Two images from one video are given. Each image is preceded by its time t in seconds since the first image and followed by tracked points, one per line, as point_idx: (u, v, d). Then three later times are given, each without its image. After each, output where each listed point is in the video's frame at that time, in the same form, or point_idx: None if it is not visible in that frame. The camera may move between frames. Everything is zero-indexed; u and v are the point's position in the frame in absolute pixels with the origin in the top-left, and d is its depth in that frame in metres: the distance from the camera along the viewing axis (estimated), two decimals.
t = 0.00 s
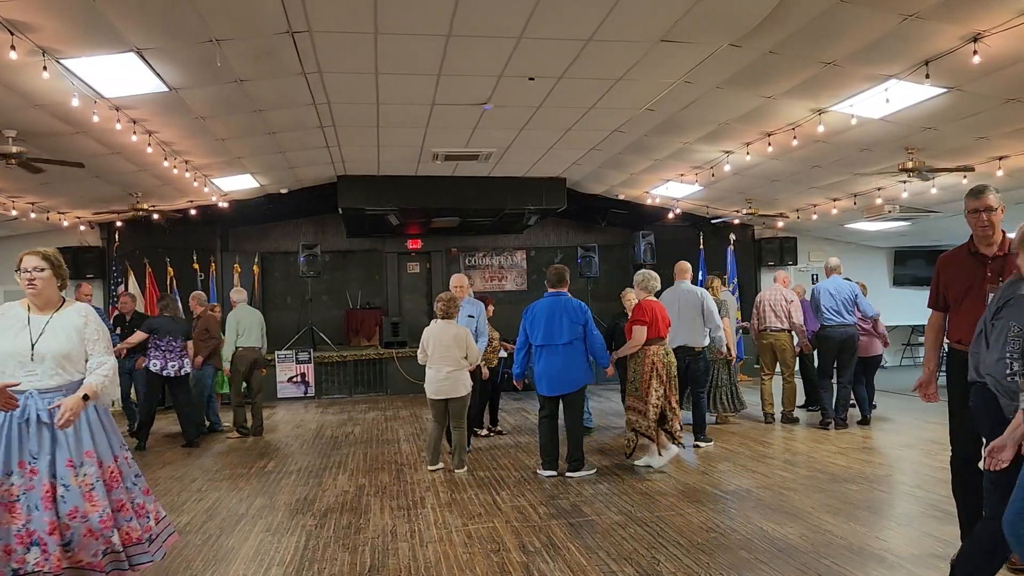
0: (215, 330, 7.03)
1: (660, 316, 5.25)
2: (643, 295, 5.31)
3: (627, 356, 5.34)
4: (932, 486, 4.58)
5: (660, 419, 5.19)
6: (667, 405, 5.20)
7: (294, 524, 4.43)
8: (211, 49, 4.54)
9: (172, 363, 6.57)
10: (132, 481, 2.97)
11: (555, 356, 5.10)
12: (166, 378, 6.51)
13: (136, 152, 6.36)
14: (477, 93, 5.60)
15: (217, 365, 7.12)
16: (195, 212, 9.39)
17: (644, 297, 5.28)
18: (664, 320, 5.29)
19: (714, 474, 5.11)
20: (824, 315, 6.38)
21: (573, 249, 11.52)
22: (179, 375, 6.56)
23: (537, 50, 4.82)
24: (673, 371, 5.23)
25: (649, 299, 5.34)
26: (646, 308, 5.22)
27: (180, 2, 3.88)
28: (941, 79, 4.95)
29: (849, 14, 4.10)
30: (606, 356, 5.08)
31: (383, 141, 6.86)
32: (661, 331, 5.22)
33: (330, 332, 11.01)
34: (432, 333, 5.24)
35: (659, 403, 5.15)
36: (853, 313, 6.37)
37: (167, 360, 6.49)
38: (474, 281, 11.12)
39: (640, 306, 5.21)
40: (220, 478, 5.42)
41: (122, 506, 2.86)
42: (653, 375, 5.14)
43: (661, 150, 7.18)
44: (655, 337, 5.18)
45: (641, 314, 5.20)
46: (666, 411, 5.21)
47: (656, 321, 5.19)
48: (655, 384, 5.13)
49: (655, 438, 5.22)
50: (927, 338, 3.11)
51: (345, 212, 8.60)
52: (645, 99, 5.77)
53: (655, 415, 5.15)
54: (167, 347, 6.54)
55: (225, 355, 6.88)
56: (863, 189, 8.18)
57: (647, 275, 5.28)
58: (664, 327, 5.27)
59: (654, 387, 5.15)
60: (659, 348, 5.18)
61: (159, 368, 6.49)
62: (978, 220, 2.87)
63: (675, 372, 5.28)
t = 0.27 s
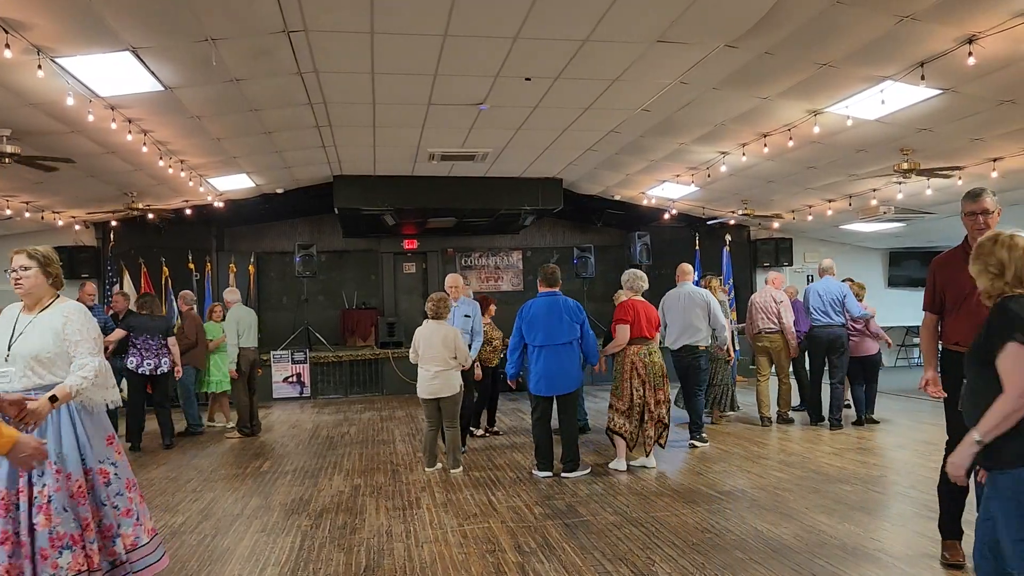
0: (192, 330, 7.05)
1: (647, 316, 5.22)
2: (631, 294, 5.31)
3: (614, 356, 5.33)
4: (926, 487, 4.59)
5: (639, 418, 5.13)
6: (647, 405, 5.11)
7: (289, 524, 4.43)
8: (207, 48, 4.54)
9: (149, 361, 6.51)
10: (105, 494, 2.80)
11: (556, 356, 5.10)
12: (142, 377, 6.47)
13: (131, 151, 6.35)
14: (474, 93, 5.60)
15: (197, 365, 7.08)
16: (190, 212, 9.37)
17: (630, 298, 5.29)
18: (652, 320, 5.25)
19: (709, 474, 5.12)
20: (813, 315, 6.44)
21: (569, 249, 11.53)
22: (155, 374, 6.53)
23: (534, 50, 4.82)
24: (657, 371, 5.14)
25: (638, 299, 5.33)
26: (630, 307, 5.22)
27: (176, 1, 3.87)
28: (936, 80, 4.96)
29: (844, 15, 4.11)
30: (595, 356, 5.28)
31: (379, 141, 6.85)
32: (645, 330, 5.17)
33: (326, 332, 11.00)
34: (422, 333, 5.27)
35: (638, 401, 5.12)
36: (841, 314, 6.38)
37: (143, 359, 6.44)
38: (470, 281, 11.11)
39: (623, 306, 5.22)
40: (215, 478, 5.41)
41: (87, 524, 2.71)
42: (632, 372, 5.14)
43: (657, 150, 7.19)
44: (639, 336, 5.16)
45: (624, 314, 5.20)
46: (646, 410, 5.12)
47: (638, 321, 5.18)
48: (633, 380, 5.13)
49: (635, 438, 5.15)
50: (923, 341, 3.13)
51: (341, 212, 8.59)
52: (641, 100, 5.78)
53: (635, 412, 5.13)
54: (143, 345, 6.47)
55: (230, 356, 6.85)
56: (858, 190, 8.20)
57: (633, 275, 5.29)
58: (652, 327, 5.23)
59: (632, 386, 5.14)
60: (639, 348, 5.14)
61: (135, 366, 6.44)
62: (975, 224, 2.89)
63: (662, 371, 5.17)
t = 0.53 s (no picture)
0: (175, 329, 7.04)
1: (631, 315, 5.20)
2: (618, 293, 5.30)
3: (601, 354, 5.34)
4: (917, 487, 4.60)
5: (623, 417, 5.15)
6: (630, 403, 5.13)
7: (282, 524, 4.42)
8: (200, 47, 4.52)
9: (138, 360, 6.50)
10: (90, 497, 2.90)
11: (549, 359, 5.08)
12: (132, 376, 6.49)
13: (123, 149, 6.32)
14: (468, 92, 5.59)
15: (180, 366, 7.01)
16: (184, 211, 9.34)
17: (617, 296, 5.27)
18: (638, 319, 5.23)
19: (702, 474, 5.12)
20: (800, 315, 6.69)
21: (563, 249, 11.53)
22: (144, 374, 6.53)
23: (529, 50, 4.82)
24: (640, 370, 5.12)
25: (624, 298, 5.33)
26: (614, 307, 5.20)
27: None
28: (930, 82, 4.98)
29: (837, 16, 4.11)
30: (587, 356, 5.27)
31: (373, 140, 6.84)
32: (628, 330, 5.16)
33: (319, 331, 10.98)
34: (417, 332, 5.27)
35: (616, 399, 5.14)
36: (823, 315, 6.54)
37: (132, 357, 6.44)
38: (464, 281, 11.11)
39: (608, 305, 5.21)
40: (207, 478, 5.40)
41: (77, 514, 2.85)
42: (613, 371, 5.16)
43: (651, 151, 7.20)
44: (623, 336, 5.16)
45: (607, 313, 5.21)
46: (630, 408, 5.14)
47: (621, 320, 5.18)
48: (614, 379, 5.15)
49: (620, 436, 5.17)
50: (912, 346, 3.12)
51: (334, 211, 8.57)
52: (635, 100, 5.78)
53: (614, 411, 5.16)
54: (133, 344, 6.45)
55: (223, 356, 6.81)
56: (851, 191, 8.22)
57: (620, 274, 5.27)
58: (638, 326, 5.22)
59: (616, 384, 5.14)
60: (623, 347, 5.14)
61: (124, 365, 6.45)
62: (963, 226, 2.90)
63: (645, 370, 5.15)
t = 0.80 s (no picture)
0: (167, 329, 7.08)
1: (618, 315, 5.19)
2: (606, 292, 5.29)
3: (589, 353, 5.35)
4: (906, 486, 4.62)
5: (611, 417, 5.16)
6: (619, 403, 5.14)
7: (274, 524, 4.40)
8: (192, 45, 4.50)
9: (131, 358, 6.49)
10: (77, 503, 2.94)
11: (539, 359, 5.10)
12: (123, 374, 6.45)
13: (114, 147, 6.29)
14: (461, 91, 5.58)
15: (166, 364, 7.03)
16: (175, 209, 9.31)
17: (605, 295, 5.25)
18: (626, 318, 5.22)
19: (694, 474, 5.13)
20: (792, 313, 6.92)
21: (556, 249, 11.54)
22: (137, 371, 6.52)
23: (522, 49, 4.81)
24: (627, 369, 5.13)
25: (612, 298, 5.31)
26: (601, 307, 5.19)
27: None
28: (921, 83, 5.00)
29: (830, 17, 4.12)
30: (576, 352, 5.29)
31: (366, 139, 6.82)
32: (615, 330, 5.16)
33: (311, 331, 10.95)
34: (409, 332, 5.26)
35: (604, 399, 5.15)
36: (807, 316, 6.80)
37: (125, 356, 6.42)
38: (457, 280, 11.10)
39: (594, 305, 5.20)
40: (197, 478, 5.37)
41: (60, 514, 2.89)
42: (600, 371, 5.17)
43: (644, 151, 7.20)
44: (610, 335, 5.17)
45: (594, 312, 5.20)
46: (619, 408, 5.15)
47: (608, 319, 5.17)
48: (601, 379, 5.16)
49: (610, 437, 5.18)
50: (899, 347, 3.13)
51: (327, 210, 8.55)
52: (628, 100, 5.79)
53: (602, 411, 5.17)
54: (126, 342, 6.43)
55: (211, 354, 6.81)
56: (843, 192, 8.25)
57: (609, 274, 5.25)
58: (625, 326, 5.21)
59: (604, 384, 5.15)
60: (610, 346, 5.14)
61: (116, 363, 6.41)
62: (935, 229, 2.92)
63: (632, 369, 5.16)
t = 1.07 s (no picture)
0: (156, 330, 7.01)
1: (608, 314, 5.21)
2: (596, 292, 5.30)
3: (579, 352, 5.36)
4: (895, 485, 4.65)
5: (600, 416, 5.17)
6: (607, 404, 5.15)
7: (264, 523, 4.38)
8: (183, 42, 4.48)
9: (123, 357, 6.45)
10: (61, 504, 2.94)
11: (528, 356, 5.10)
12: (116, 372, 6.42)
13: (104, 145, 6.25)
14: (453, 90, 5.57)
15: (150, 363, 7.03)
16: (166, 207, 9.26)
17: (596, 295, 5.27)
18: (615, 317, 5.22)
19: (685, 473, 5.15)
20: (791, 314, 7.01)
21: (548, 248, 11.54)
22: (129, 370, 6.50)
23: (514, 48, 4.81)
24: (617, 368, 5.13)
25: (602, 297, 5.32)
26: (590, 306, 5.21)
27: None
28: (912, 84, 5.02)
29: (821, 18, 4.14)
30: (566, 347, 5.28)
31: (358, 137, 6.81)
32: (605, 329, 5.17)
33: (303, 330, 10.92)
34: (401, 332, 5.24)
35: (596, 400, 5.15)
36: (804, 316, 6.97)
37: (118, 355, 6.38)
38: (449, 280, 11.10)
39: (584, 305, 5.22)
40: (187, 477, 5.35)
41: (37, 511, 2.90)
42: (590, 371, 5.17)
43: (636, 150, 7.21)
44: (599, 335, 5.17)
45: (584, 312, 5.22)
46: (607, 408, 5.16)
47: (597, 319, 5.18)
48: (591, 378, 5.16)
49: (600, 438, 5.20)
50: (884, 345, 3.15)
51: (319, 209, 8.53)
52: (620, 100, 5.79)
53: (594, 412, 5.17)
54: (118, 341, 6.38)
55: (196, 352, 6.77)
56: (833, 192, 8.28)
57: (599, 273, 5.26)
58: (615, 325, 5.21)
59: (592, 384, 5.16)
60: (599, 346, 5.14)
61: (109, 362, 6.37)
62: (919, 230, 2.94)
63: (622, 369, 5.16)
